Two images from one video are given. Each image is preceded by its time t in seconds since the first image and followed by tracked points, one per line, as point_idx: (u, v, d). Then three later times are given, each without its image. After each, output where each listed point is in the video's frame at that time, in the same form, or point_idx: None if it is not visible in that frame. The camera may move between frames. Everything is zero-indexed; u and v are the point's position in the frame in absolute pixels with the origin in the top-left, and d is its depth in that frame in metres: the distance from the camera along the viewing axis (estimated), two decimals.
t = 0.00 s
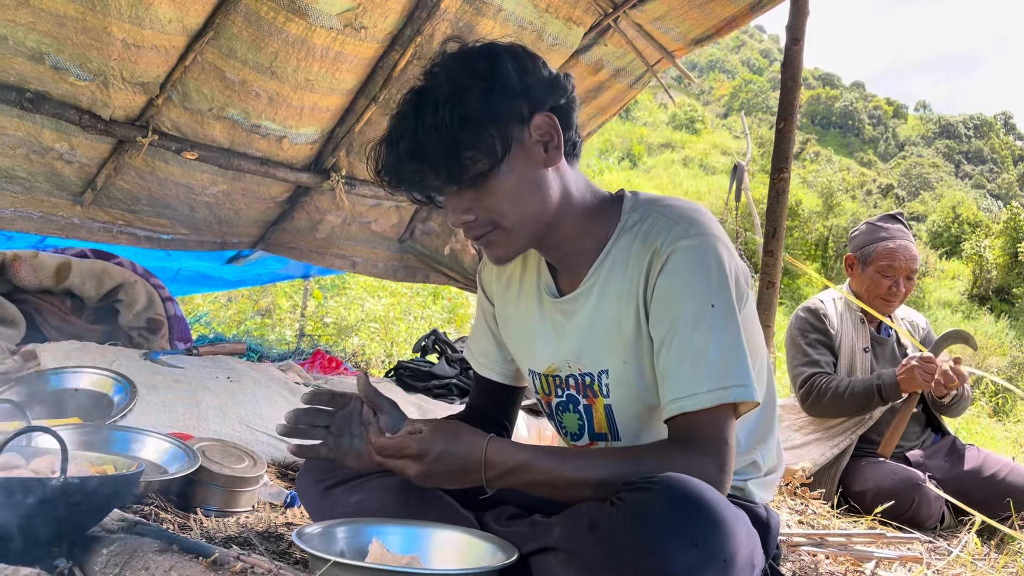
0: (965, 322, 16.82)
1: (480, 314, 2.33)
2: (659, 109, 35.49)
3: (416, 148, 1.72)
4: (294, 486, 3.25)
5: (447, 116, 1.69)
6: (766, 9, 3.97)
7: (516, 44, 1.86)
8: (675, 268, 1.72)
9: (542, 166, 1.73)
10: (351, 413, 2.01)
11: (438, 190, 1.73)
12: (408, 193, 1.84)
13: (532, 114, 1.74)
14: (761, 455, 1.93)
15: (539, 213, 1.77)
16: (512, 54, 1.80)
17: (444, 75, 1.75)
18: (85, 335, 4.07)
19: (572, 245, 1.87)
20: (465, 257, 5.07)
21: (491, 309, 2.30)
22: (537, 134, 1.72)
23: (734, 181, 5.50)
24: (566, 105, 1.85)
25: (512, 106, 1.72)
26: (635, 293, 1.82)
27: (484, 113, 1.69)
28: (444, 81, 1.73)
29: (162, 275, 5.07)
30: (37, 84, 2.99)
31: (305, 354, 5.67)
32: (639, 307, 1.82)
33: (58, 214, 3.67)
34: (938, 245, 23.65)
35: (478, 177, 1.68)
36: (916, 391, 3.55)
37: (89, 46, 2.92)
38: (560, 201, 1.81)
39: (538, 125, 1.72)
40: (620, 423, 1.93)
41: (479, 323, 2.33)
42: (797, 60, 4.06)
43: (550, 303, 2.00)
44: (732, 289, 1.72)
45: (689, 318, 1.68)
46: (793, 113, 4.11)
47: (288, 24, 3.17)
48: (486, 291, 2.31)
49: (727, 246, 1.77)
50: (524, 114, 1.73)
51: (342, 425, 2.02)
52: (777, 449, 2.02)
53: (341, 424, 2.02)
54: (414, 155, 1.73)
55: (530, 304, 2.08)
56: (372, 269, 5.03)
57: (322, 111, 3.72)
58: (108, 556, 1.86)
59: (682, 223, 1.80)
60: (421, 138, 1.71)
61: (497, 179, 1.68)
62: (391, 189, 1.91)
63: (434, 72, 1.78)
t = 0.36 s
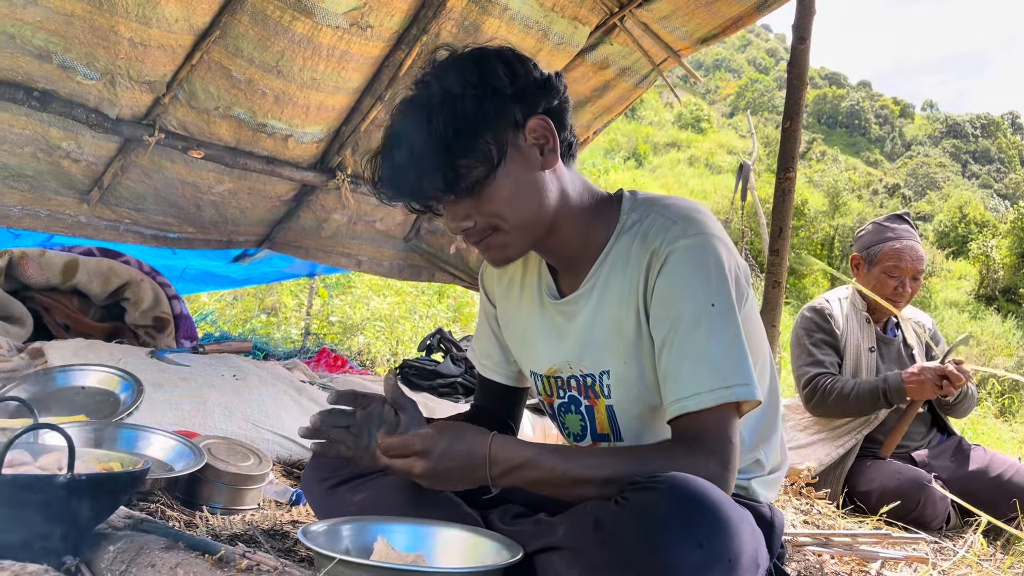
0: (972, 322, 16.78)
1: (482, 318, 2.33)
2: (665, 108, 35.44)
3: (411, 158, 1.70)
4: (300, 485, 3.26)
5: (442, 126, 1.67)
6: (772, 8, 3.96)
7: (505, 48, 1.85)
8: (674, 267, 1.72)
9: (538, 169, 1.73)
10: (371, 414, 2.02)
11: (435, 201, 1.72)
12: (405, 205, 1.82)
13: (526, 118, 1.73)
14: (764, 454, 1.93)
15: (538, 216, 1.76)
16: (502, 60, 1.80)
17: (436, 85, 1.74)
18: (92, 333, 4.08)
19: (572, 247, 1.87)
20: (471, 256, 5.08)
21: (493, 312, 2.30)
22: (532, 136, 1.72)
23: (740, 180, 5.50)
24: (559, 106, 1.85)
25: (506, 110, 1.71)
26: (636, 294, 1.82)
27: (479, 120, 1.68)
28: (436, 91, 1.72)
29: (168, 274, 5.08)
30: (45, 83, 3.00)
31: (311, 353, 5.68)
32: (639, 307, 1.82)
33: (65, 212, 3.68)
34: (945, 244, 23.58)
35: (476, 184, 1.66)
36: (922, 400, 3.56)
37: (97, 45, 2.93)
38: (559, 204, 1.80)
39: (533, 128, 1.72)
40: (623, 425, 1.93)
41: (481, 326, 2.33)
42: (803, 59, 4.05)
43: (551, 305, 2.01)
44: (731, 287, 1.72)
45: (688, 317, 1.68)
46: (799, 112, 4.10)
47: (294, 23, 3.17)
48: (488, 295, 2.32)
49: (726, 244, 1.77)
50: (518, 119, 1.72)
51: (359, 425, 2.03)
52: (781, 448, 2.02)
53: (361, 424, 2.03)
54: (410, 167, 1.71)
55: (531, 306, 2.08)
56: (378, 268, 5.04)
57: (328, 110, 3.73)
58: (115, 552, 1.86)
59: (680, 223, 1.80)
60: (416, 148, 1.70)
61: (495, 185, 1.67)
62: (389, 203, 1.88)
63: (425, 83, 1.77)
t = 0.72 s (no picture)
0: (978, 322, 16.74)
1: (488, 317, 2.34)
2: (670, 107, 35.39)
3: (415, 160, 1.69)
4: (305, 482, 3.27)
5: (446, 127, 1.67)
6: (779, 7, 3.94)
7: (507, 48, 1.85)
8: (674, 265, 1.72)
9: (542, 169, 1.73)
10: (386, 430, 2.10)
11: (439, 201, 1.72)
12: (409, 206, 1.82)
13: (529, 118, 1.73)
14: (768, 454, 1.93)
15: (541, 216, 1.77)
16: (504, 60, 1.80)
17: (439, 85, 1.73)
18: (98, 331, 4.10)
19: (575, 246, 1.88)
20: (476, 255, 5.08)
21: (498, 312, 2.30)
22: (536, 137, 1.72)
23: (746, 179, 5.48)
24: (561, 106, 1.85)
25: (509, 110, 1.70)
26: (637, 292, 1.82)
27: (482, 120, 1.67)
28: (439, 92, 1.71)
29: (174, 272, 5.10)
30: (52, 82, 3.02)
31: (316, 351, 5.70)
32: (640, 305, 1.82)
33: (72, 210, 3.70)
34: (951, 244, 23.50)
35: (480, 184, 1.66)
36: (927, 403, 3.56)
37: (103, 44, 2.93)
38: (563, 204, 1.81)
39: (536, 129, 1.72)
40: (626, 424, 1.93)
41: (486, 325, 2.34)
42: (809, 58, 4.04)
43: (554, 304, 2.01)
44: (731, 285, 1.71)
45: (688, 315, 1.67)
46: (805, 111, 4.08)
47: (300, 22, 3.17)
48: (494, 294, 2.32)
49: (727, 242, 1.77)
50: (521, 119, 1.72)
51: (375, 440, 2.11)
52: (786, 447, 2.01)
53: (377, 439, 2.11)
54: (414, 168, 1.70)
55: (534, 304, 2.09)
56: (383, 267, 5.04)
57: (334, 109, 3.73)
58: (121, 549, 1.87)
59: (682, 221, 1.80)
60: (420, 149, 1.69)
61: (499, 185, 1.68)
62: (392, 204, 1.87)
63: (428, 83, 1.76)
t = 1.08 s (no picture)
0: (984, 322, 16.70)
1: (495, 314, 2.34)
2: (675, 107, 35.35)
3: (427, 156, 1.69)
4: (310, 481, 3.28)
5: (458, 124, 1.66)
6: (784, 7, 3.94)
7: (519, 46, 1.85)
8: (681, 264, 1.72)
9: (552, 167, 1.73)
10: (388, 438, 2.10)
11: (450, 198, 1.72)
12: (420, 203, 1.81)
13: (540, 115, 1.73)
14: (773, 453, 1.93)
15: (551, 214, 1.77)
16: (516, 58, 1.80)
17: (451, 82, 1.73)
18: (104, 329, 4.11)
19: (584, 244, 1.88)
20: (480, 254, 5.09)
21: (506, 309, 2.31)
22: (546, 134, 1.72)
23: (751, 179, 5.47)
24: (572, 104, 1.85)
25: (520, 108, 1.70)
26: (643, 291, 1.82)
27: (494, 118, 1.67)
28: (451, 89, 1.71)
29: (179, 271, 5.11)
30: (58, 81, 3.03)
31: (321, 350, 5.71)
32: (646, 303, 1.82)
33: (78, 209, 3.71)
34: (957, 244, 23.44)
35: (490, 182, 1.67)
36: (932, 404, 3.55)
37: (109, 44, 2.94)
38: (573, 202, 1.81)
39: (547, 126, 1.71)
40: (631, 422, 1.93)
41: (494, 322, 2.34)
42: (814, 58, 4.04)
43: (561, 301, 2.01)
44: (738, 286, 1.71)
45: (694, 314, 1.68)
46: (810, 111, 4.08)
47: (305, 21, 3.18)
48: (502, 290, 2.33)
49: (735, 243, 1.76)
50: (533, 116, 1.72)
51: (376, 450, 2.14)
52: (790, 447, 2.01)
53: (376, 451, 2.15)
54: (425, 164, 1.70)
55: (542, 302, 2.09)
56: (388, 266, 5.05)
57: (339, 109, 3.74)
58: (127, 547, 1.86)
59: (689, 220, 1.80)
60: (432, 146, 1.69)
61: (510, 182, 1.68)
62: (403, 200, 1.87)
63: (440, 80, 1.76)
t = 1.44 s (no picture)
0: (988, 322, 16.67)
1: (501, 312, 2.34)
2: (678, 106, 35.32)
3: (436, 153, 1.69)
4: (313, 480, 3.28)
5: (468, 121, 1.66)
6: (788, 7, 3.93)
7: (530, 45, 1.86)
8: (689, 264, 1.72)
9: (562, 166, 1.73)
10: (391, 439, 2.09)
11: (458, 195, 1.72)
12: (428, 200, 1.81)
13: (551, 114, 1.73)
14: (778, 454, 1.93)
15: (561, 212, 1.77)
16: (527, 57, 1.80)
17: (462, 80, 1.73)
18: (108, 329, 4.12)
19: (591, 244, 1.88)
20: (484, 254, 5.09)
21: (512, 307, 2.31)
22: (556, 133, 1.72)
23: (754, 178, 5.47)
24: (582, 104, 1.85)
25: (531, 107, 1.70)
26: (651, 291, 1.82)
27: (504, 115, 1.67)
28: (462, 86, 1.71)
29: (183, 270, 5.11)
30: (62, 81, 3.04)
31: (324, 350, 5.71)
32: (654, 304, 1.82)
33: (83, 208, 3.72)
34: (961, 244, 23.39)
35: (500, 180, 1.66)
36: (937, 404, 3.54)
37: (113, 43, 2.94)
38: (582, 201, 1.81)
39: (557, 125, 1.72)
40: (636, 422, 1.93)
41: (499, 320, 2.34)
42: (818, 57, 4.03)
43: (567, 301, 2.01)
44: (746, 287, 1.71)
45: (702, 315, 1.67)
46: (814, 110, 4.07)
47: (308, 21, 3.18)
48: (508, 289, 2.33)
49: (743, 244, 1.76)
50: (543, 115, 1.72)
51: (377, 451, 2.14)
52: (795, 448, 2.01)
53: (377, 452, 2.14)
54: (434, 162, 1.69)
55: (548, 301, 2.09)
56: (391, 265, 5.05)
57: (342, 108, 3.75)
58: (132, 545, 1.86)
59: (698, 221, 1.80)
60: (441, 143, 1.68)
61: (519, 181, 1.68)
62: (410, 197, 1.86)
63: (451, 78, 1.76)
